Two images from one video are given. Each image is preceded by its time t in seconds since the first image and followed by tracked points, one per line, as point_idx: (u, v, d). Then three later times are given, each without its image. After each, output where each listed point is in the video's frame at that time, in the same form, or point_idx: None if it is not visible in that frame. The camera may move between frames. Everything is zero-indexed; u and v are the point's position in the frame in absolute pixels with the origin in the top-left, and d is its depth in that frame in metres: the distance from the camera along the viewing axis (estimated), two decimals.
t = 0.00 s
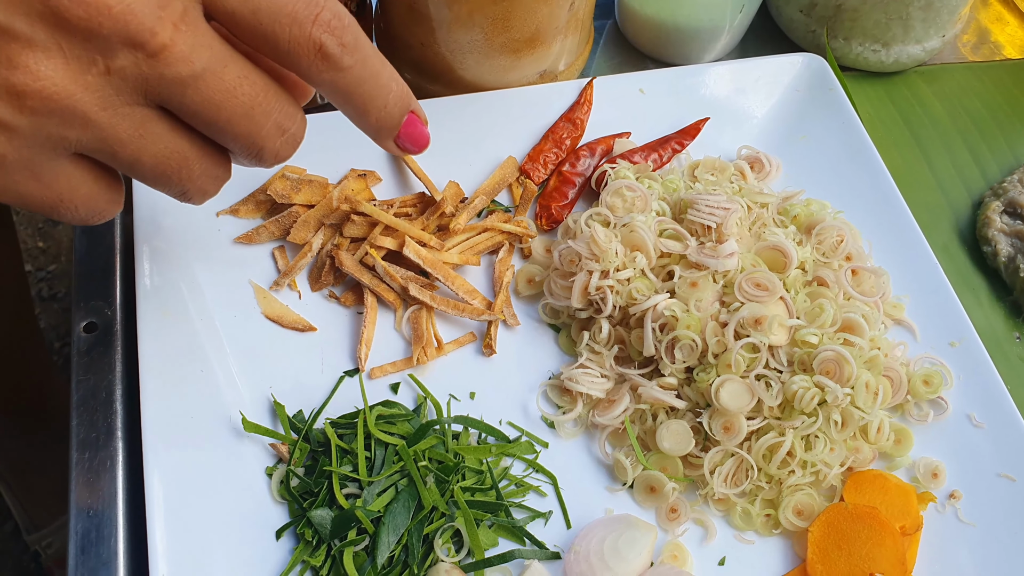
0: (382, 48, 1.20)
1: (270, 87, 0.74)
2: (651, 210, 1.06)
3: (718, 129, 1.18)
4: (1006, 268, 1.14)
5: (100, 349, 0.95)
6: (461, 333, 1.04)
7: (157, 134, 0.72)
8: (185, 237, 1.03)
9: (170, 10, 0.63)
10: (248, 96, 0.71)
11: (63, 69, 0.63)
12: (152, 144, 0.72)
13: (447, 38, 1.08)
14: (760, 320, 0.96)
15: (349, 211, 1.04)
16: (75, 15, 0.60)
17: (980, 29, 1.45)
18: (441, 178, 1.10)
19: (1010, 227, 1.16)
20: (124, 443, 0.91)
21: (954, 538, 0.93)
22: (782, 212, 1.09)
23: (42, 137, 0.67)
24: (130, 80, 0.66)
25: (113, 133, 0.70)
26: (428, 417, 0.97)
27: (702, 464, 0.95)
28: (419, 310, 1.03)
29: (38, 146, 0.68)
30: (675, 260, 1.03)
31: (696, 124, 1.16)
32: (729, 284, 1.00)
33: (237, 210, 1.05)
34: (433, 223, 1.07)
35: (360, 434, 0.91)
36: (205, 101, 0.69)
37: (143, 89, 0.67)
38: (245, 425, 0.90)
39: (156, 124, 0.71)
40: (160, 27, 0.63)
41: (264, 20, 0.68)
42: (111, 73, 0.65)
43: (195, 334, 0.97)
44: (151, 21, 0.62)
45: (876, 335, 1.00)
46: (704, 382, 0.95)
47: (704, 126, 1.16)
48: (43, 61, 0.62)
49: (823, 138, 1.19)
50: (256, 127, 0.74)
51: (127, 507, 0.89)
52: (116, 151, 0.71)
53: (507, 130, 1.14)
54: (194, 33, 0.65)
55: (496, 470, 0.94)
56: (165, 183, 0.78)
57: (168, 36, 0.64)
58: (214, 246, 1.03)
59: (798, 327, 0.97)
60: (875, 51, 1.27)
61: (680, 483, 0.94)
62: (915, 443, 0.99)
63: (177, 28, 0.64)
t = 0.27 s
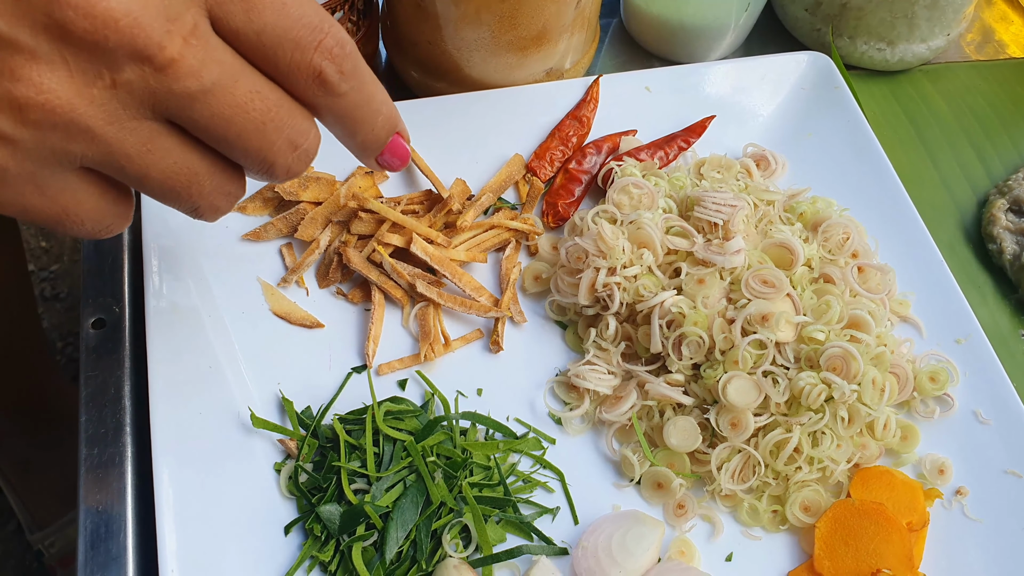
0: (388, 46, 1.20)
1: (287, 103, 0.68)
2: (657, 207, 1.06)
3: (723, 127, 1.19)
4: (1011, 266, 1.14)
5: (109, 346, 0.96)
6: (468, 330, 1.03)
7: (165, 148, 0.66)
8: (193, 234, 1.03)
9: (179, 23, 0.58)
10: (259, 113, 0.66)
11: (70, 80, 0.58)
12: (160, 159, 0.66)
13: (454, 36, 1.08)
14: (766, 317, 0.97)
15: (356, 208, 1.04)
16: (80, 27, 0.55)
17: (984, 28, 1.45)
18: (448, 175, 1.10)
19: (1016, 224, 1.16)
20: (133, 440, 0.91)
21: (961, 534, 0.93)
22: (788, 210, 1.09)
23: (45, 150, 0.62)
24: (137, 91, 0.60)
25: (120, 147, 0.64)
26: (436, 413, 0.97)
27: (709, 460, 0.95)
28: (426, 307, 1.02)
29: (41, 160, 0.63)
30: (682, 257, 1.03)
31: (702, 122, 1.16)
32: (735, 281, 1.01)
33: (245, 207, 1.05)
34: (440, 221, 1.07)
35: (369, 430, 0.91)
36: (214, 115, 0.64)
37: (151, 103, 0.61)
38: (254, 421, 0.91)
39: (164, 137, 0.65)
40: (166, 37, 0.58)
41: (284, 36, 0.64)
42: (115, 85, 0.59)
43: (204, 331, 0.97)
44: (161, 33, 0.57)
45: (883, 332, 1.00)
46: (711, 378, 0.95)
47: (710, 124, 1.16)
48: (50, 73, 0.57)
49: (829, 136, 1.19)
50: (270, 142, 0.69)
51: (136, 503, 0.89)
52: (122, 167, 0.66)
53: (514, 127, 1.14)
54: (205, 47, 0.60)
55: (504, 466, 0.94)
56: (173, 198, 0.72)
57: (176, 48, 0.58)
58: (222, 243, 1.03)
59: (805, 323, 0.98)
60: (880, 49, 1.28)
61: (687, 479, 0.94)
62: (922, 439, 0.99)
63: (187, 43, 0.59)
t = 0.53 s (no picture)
0: (393, 49, 1.21)
1: (297, 119, 0.62)
2: (661, 210, 1.06)
3: (726, 130, 1.19)
4: (1012, 268, 1.15)
5: (117, 347, 0.96)
6: (472, 331, 1.04)
7: (161, 157, 0.60)
8: (199, 236, 1.03)
9: (177, 35, 0.53)
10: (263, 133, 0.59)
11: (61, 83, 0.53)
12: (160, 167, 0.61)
13: (459, 40, 1.09)
14: (770, 319, 0.97)
15: (362, 211, 1.05)
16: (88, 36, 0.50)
17: (985, 32, 1.46)
18: (452, 178, 1.11)
19: (1017, 227, 1.16)
20: (141, 441, 0.92)
21: (963, 534, 0.94)
22: (791, 212, 1.10)
23: (34, 154, 0.57)
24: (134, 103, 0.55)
25: (114, 154, 0.58)
26: (441, 414, 0.98)
27: (713, 461, 0.96)
28: (431, 309, 1.03)
29: (32, 162, 0.58)
30: (685, 259, 1.04)
31: (705, 125, 1.16)
32: (739, 283, 1.01)
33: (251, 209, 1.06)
34: (445, 223, 1.07)
35: (375, 431, 0.91)
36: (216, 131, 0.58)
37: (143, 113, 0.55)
38: (260, 422, 0.92)
39: (162, 149, 0.60)
40: (161, 56, 0.53)
41: (296, 63, 0.59)
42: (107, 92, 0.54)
43: (211, 332, 0.97)
44: (158, 51, 0.52)
45: (886, 334, 1.01)
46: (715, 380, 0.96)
47: (713, 127, 1.17)
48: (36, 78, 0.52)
49: (831, 139, 1.20)
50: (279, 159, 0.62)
51: (144, 505, 0.89)
52: (116, 174, 0.60)
53: (518, 129, 1.15)
54: (210, 64, 0.55)
55: (509, 467, 0.95)
56: (173, 207, 0.65)
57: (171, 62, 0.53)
58: (228, 245, 1.04)
59: (808, 325, 0.99)
60: (881, 53, 1.28)
61: (691, 480, 0.95)
62: (924, 440, 1.00)
63: (182, 57, 0.54)
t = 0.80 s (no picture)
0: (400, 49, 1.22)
1: (463, 230, 0.45)
2: (667, 208, 1.07)
3: (731, 129, 1.20)
4: (1016, 267, 1.15)
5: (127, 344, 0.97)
6: (480, 328, 1.04)
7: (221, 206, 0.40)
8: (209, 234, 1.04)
9: (346, 154, 0.39)
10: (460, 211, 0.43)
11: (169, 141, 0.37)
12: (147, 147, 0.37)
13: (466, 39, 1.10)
14: (776, 316, 0.98)
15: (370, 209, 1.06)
16: (324, 40, 0.37)
17: (988, 32, 1.47)
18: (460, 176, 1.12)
19: (1020, 225, 1.16)
20: (151, 437, 0.92)
21: (967, 529, 0.95)
22: (796, 210, 1.11)
23: (162, 231, 0.42)
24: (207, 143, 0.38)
25: (209, 227, 0.41)
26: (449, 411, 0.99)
27: (719, 458, 0.96)
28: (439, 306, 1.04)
29: (157, 237, 0.42)
30: (691, 257, 1.05)
31: (710, 124, 1.17)
32: (745, 281, 1.02)
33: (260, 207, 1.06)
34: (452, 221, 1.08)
35: (384, 427, 0.92)
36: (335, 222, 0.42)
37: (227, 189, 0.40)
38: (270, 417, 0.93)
39: (310, 249, 0.44)
40: (382, 68, 0.38)
41: (453, 147, 0.41)
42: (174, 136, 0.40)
43: (221, 329, 0.98)
44: (250, 92, 0.36)
45: (890, 331, 1.01)
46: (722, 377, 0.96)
47: (718, 126, 1.18)
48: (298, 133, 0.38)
49: (836, 137, 1.20)
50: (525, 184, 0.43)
51: (153, 501, 0.90)
52: (243, 257, 0.43)
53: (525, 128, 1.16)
54: (393, 64, 0.38)
55: (517, 463, 0.96)
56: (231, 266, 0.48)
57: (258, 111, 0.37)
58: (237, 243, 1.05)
59: (814, 322, 0.99)
60: (885, 52, 1.29)
61: (698, 476, 0.95)
62: (928, 437, 1.00)
63: (289, 105, 0.37)
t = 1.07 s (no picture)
0: (406, 40, 1.21)
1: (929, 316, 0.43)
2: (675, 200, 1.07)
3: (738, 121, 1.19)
4: None
5: (134, 335, 0.97)
6: (487, 320, 1.04)
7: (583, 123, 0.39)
8: (216, 225, 1.04)
9: (883, 254, 0.39)
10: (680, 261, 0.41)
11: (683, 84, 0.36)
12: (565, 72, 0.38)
13: (473, 31, 1.10)
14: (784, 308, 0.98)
15: (378, 200, 1.06)
16: (901, 64, 0.35)
17: (993, 24, 1.46)
18: (467, 168, 1.11)
19: None
20: (159, 425, 0.93)
21: (976, 520, 0.95)
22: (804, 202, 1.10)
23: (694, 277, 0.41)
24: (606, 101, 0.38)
25: (562, 155, 0.40)
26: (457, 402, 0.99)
27: (728, 449, 0.97)
28: (446, 298, 1.03)
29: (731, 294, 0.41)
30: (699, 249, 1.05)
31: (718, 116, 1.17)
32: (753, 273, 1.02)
33: (266, 199, 1.06)
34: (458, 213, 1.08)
35: (393, 417, 0.92)
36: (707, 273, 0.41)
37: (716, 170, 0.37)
38: (279, 408, 0.93)
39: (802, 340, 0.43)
40: (940, 117, 0.36)
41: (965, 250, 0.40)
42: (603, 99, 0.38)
43: (229, 320, 0.98)
44: (817, 70, 0.34)
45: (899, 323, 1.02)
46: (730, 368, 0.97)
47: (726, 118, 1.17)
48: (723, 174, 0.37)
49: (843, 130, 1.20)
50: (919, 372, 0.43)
51: (161, 489, 0.90)
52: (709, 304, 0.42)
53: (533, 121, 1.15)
54: (966, 193, 0.38)
55: (525, 454, 0.96)
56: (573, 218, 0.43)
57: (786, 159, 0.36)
58: (244, 234, 1.05)
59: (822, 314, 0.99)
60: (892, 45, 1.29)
61: (706, 467, 0.96)
62: (937, 428, 1.00)
63: (807, 163, 0.36)
